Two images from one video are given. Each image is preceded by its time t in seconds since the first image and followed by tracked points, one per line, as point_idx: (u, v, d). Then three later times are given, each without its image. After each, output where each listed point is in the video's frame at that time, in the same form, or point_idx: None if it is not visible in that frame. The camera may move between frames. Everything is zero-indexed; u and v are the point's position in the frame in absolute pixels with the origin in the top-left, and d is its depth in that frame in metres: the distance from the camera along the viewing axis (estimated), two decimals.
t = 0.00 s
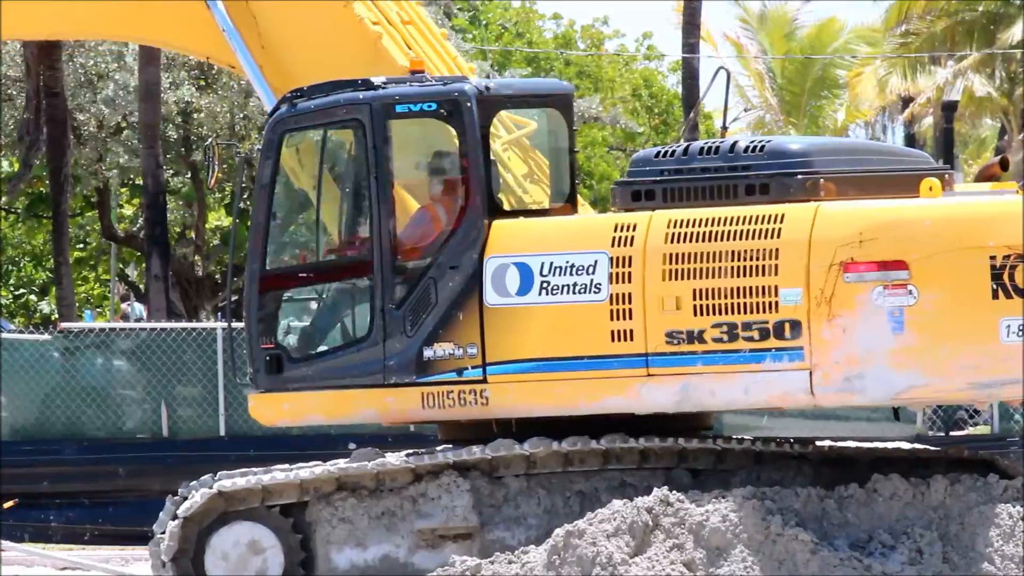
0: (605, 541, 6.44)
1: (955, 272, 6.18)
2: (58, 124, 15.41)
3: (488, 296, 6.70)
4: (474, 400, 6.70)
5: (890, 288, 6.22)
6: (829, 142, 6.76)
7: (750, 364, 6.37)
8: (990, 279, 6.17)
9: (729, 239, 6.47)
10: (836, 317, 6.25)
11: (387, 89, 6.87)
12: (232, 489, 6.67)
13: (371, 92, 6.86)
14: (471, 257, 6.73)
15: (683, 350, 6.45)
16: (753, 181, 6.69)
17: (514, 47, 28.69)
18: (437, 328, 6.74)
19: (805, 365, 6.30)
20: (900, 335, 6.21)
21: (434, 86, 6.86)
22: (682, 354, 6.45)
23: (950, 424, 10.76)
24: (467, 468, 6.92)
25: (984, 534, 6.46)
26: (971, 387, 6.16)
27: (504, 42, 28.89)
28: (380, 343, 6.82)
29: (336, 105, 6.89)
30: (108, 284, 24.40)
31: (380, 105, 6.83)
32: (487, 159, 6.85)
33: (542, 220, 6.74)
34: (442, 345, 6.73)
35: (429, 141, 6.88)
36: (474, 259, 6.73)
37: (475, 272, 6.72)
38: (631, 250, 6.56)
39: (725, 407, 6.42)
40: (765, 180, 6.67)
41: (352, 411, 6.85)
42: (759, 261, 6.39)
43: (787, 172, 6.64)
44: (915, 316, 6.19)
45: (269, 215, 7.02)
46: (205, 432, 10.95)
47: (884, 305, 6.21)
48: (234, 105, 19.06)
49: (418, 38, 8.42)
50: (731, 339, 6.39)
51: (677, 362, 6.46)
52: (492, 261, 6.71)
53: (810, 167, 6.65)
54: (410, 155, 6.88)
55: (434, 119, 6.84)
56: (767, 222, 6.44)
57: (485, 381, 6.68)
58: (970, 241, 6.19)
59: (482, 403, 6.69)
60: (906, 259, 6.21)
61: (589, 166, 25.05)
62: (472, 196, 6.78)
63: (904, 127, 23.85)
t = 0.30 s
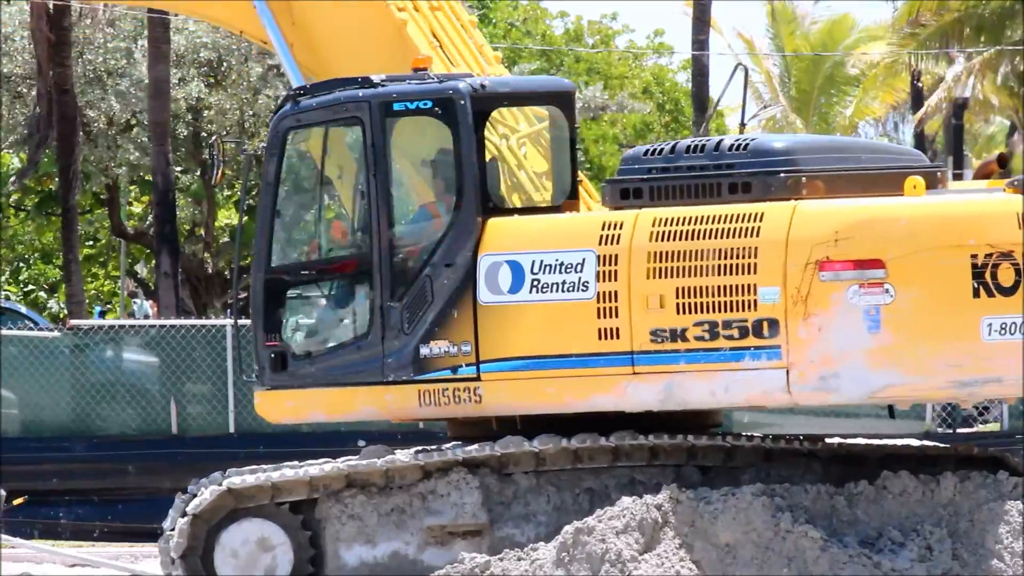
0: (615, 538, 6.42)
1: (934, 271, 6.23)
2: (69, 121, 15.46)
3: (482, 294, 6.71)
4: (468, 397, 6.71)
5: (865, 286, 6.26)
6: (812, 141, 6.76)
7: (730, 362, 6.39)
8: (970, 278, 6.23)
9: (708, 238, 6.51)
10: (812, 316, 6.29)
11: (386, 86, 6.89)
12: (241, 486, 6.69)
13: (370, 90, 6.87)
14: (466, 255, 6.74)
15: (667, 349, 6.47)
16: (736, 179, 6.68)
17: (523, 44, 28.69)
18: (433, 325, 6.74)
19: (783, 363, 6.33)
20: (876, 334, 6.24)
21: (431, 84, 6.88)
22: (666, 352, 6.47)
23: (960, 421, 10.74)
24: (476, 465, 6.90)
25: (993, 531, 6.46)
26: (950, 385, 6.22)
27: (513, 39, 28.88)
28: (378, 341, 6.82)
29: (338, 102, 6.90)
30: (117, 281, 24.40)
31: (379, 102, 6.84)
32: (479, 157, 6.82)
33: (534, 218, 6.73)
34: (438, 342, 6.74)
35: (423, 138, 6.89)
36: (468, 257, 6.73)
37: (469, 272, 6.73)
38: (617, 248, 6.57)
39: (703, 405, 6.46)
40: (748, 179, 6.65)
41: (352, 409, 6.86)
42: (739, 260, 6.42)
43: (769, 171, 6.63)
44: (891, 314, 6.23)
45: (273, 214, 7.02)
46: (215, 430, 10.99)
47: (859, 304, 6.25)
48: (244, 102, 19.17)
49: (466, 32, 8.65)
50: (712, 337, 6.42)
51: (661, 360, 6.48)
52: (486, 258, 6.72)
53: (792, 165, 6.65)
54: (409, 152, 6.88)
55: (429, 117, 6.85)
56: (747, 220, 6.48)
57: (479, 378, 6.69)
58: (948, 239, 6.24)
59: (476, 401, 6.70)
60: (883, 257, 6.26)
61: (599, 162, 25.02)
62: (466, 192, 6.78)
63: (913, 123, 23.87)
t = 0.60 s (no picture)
0: (615, 540, 6.39)
1: (895, 275, 6.22)
2: (70, 123, 15.46)
3: (463, 297, 6.69)
4: (450, 399, 6.71)
5: (823, 290, 6.25)
6: (777, 145, 6.76)
7: (694, 366, 6.38)
8: (933, 281, 6.21)
9: (670, 241, 6.49)
10: (769, 320, 6.28)
11: (374, 89, 6.91)
12: (242, 488, 6.69)
13: (360, 92, 6.92)
14: (448, 257, 6.73)
15: (637, 352, 6.45)
16: (702, 182, 6.68)
17: (524, 46, 28.69)
18: (419, 327, 6.75)
19: (742, 367, 6.32)
20: (833, 338, 6.23)
21: (415, 87, 6.87)
22: (634, 356, 6.46)
23: (961, 422, 10.75)
24: (477, 466, 6.90)
25: (993, 532, 6.45)
26: (911, 389, 6.21)
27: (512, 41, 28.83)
28: (367, 343, 6.85)
29: (328, 104, 6.94)
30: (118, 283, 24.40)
31: (367, 104, 6.87)
32: (461, 159, 6.79)
33: (515, 220, 6.71)
34: (421, 345, 6.74)
35: (406, 140, 6.88)
36: (450, 258, 6.72)
37: (453, 274, 6.71)
38: (589, 251, 6.55)
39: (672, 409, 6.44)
40: (714, 182, 6.65)
41: (344, 411, 6.87)
42: (701, 263, 6.40)
43: (735, 175, 6.63)
44: (849, 318, 6.22)
45: (270, 214, 7.07)
46: (216, 431, 10.95)
47: (817, 308, 6.24)
48: (244, 104, 19.21)
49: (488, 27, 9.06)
50: (676, 341, 6.41)
51: (629, 364, 6.46)
52: (467, 261, 6.69)
53: (760, 169, 6.65)
54: (396, 153, 6.88)
55: (413, 119, 6.84)
56: (709, 223, 6.46)
57: (461, 381, 6.68)
58: (909, 243, 6.22)
59: (459, 403, 6.70)
60: (842, 261, 6.24)
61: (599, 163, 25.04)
62: (448, 193, 6.77)
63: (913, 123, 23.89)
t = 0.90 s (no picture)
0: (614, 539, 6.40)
1: (845, 276, 6.23)
2: (69, 121, 15.48)
3: (441, 297, 6.71)
4: (427, 398, 6.72)
5: (769, 292, 6.26)
6: (735, 144, 6.75)
7: (648, 366, 6.40)
8: (885, 282, 6.22)
9: (624, 242, 6.50)
10: (716, 321, 6.29)
11: (361, 88, 6.96)
12: (241, 486, 6.70)
13: (348, 91, 6.97)
14: (427, 256, 6.75)
15: (600, 351, 6.46)
16: (661, 182, 6.69)
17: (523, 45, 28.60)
18: (402, 325, 6.76)
19: (692, 367, 6.33)
20: (779, 339, 6.25)
21: (398, 87, 6.92)
22: (595, 355, 6.47)
23: (959, 421, 10.69)
24: (477, 464, 6.89)
25: (993, 531, 6.46)
26: (860, 390, 6.22)
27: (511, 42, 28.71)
28: (354, 342, 6.88)
29: (316, 104, 7.01)
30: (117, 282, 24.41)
31: (353, 104, 6.92)
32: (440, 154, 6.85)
33: (492, 220, 6.74)
34: (403, 343, 6.76)
35: (389, 139, 6.90)
36: (428, 257, 6.74)
37: (431, 273, 6.74)
38: (554, 251, 6.56)
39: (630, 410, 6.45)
40: (670, 182, 6.66)
41: (334, 410, 6.90)
42: (654, 263, 6.42)
43: (691, 175, 6.63)
44: (795, 319, 6.24)
45: (269, 215, 7.12)
46: (215, 430, 10.92)
47: (762, 309, 6.26)
48: (245, 103, 19.25)
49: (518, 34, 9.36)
50: (632, 341, 6.42)
51: (590, 363, 6.48)
52: (446, 260, 6.72)
53: (717, 169, 6.63)
54: (381, 152, 6.90)
55: (395, 119, 6.89)
56: (662, 224, 6.47)
57: (439, 380, 6.70)
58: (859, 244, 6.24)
59: (437, 402, 6.71)
60: (788, 262, 6.25)
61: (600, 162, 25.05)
62: (426, 194, 6.80)
63: (913, 122, 23.95)
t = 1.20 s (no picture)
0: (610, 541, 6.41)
1: (782, 279, 6.17)
2: (67, 122, 15.45)
3: (412, 298, 6.70)
4: (401, 400, 6.71)
5: (701, 295, 6.19)
6: (683, 146, 6.75)
7: (590, 369, 6.34)
8: (822, 285, 6.16)
9: (571, 245, 6.44)
10: (648, 324, 6.23)
11: (344, 89, 6.98)
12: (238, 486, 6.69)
13: (332, 93, 7.00)
14: (401, 257, 6.76)
15: (548, 355, 6.42)
16: (608, 186, 6.64)
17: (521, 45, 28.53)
18: (381, 326, 6.76)
19: (628, 371, 6.27)
20: (711, 342, 6.18)
21: (374, 88, 6.93)
22: (544, 358, 6.43)
23: (957, 422, 11.15)
24: (474, 465, 6.88)
25: (990, 531, 6.47)
26: (795, 394, 6.16)
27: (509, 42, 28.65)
28: (341, 343, 6.88)
29: (303, 106, 7.04)
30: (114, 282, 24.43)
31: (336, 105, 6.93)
32: (414, 158, 6.85)
33: (464, 221, 6.72)
34: (380, 345, 6.76)
35: (371, 141, 6.92)
36: (402, 258, 6.75)
37: (405, 275, 6.74)
38: (511, 253, 6.52)
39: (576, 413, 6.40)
40: (616, 186, 6.62)
41: (321, 411, 6.92)
42: (592, 266, 6.36)
43: (638, 178, 6.60)
44: (728, 323, 6.17)
45: (265, 215, 7.17)
46: (211, 431, 10.96)
47: (693, 312, 6.18)
48: (242, 104, 19.31)
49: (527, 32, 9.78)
50: (577, 344, 6.37)
51: (539, 365, 6.44)
52: (419, 261, 6.71)
53: (663, 174, 6.64)
54: (368, 152, 6.93)
55: (371, 121, 6.91)
56: (601, 227, 6.41)
57: (412, 382, 6.68)
58: (796, 247, 6.18)
59: (410, 404, 6.70)
60: (721, 265, 6.19)
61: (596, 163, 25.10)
62: (399, 195, 6.83)
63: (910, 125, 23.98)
